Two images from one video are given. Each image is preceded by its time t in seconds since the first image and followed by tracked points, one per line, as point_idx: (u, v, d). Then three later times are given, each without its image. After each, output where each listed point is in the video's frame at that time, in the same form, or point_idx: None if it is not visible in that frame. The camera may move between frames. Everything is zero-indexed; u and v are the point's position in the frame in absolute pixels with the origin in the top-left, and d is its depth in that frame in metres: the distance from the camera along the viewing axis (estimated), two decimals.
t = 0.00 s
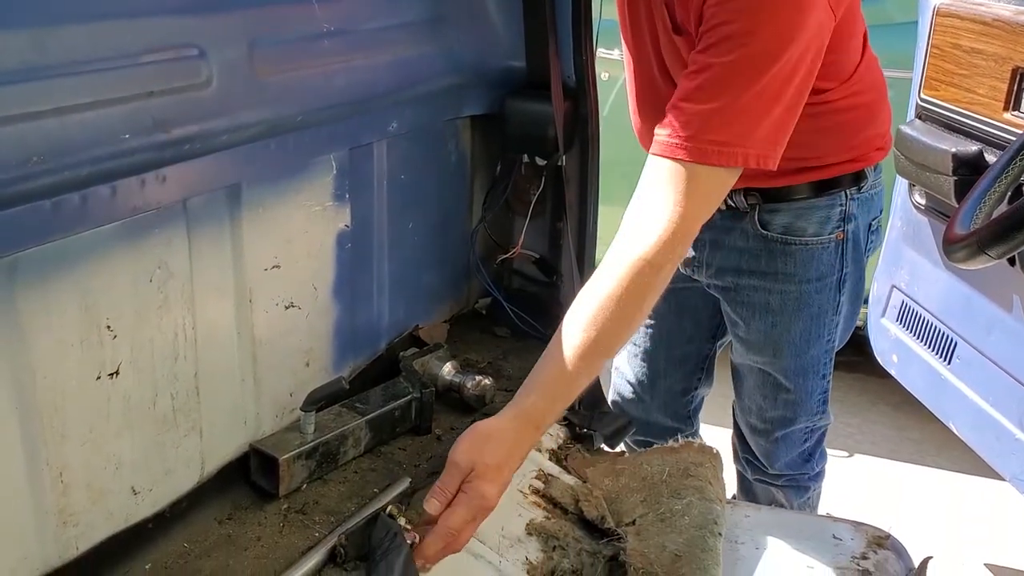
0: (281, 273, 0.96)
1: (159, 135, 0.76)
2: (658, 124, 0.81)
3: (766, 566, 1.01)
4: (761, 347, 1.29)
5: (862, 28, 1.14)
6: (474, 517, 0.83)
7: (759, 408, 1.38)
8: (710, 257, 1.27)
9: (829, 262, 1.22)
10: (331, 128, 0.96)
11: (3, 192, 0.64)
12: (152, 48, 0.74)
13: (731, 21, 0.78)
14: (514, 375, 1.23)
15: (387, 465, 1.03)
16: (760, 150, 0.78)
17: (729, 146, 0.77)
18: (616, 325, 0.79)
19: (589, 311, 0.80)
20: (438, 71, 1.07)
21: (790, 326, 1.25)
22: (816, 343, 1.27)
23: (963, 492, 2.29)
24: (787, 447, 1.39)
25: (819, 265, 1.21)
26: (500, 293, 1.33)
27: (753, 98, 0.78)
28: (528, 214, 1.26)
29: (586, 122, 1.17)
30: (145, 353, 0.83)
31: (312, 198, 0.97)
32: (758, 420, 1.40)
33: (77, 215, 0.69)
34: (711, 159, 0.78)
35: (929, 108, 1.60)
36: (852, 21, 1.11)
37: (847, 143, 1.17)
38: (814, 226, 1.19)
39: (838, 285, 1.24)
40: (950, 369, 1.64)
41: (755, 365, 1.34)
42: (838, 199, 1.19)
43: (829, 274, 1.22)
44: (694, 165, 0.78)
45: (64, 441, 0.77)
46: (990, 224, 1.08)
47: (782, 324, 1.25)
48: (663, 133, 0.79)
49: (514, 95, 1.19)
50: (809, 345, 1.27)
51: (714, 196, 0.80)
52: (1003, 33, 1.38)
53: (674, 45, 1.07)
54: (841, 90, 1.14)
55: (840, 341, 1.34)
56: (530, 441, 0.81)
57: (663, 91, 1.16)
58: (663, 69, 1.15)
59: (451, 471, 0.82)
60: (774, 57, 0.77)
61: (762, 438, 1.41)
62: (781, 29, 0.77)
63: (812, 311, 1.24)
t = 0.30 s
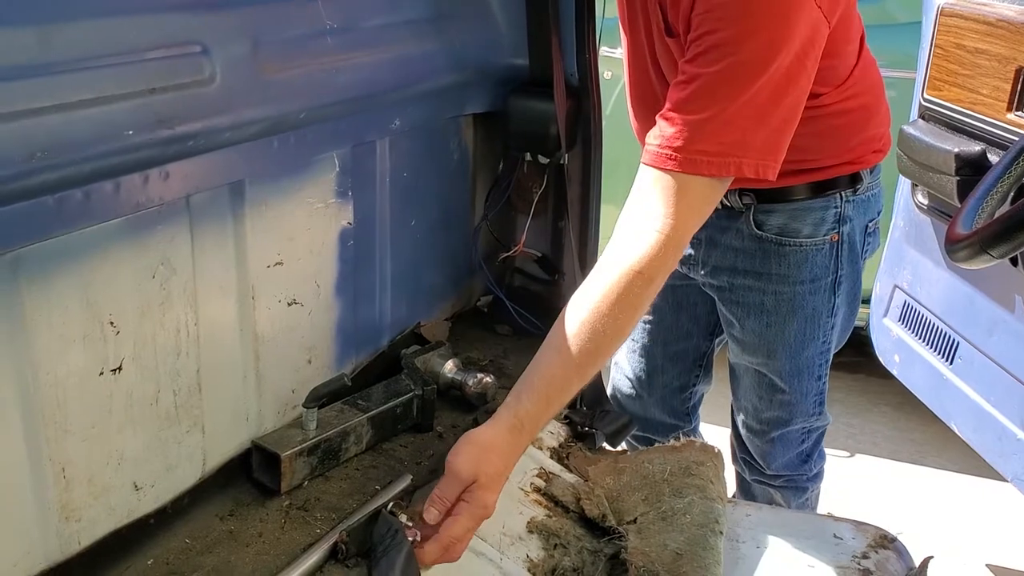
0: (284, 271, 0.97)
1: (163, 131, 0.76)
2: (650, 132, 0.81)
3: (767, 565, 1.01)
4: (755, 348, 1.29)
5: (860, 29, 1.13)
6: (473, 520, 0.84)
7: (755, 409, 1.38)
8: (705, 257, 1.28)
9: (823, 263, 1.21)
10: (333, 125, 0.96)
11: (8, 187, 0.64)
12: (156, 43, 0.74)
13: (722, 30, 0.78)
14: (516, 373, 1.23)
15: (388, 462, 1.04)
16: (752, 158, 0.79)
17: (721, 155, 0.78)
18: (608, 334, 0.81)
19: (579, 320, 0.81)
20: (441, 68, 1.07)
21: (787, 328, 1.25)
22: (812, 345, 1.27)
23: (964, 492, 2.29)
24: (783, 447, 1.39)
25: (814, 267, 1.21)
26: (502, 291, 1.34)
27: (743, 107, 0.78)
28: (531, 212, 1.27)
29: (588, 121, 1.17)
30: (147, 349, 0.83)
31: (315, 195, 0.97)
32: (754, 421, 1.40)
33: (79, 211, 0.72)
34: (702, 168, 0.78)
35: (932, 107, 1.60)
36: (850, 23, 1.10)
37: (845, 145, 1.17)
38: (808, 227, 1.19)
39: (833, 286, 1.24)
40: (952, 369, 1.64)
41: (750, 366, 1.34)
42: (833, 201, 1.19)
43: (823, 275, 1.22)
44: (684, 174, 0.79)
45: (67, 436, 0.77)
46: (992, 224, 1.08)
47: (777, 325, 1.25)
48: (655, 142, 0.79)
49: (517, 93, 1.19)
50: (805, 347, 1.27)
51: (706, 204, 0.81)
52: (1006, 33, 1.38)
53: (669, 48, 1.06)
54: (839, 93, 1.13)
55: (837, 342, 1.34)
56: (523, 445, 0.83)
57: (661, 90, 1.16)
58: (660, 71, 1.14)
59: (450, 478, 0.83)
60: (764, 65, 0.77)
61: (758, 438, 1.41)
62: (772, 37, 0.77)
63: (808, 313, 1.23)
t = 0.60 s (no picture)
0: (289, 264, 0.97)
1: (171, 124, 0.76)
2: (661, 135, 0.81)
3: (769, 563, 1.02)
4: (760, 347, 1.29)
5: (870, 28, 1.13)
6: (495, 517, 0.84)
7: (757, 409, 1.38)
8: (712, 255, 1.28)
9: (830, 263, 1.21)
10: (340, 120, 0.96)
11: (15, 177, 0.65)
12: (163, 36, 0.74)
13: (730, 32, 0.78)
14: (519, 369, 1.24)
15: (391, 455, 1.04)
16: (764, 159, 0.79)
17: (731, 157, 0.78)
18: (624, 339, 0.81)
19: (595, 326, 0.81)
20: (447, 64, 1.08)
21: (792, 328, 1.25)
22: (816, 346, 1.27)
23: (966, 494, 2.28)
24: (784, 450, 1.39)
25: (820, 266, 1.21)
26: (505, 287, 1.34)
27: (754, 109, 0.78)
28: (536, 209, 1.27)
29: (594, 119, 1.18)
30: (153, 340, 0.83)
31: (321, 189, 0.98)
32: (757, 421, 1.40)
33: (87, 202, 0.72)
34: (714, 170, 0.78)
35: (938, 108, 1.60)
36: (860, 23, 1.10)
37: (852, 145, 1.17)
38: (815, 226, 1.19)
39: (840, 286, 1.24)
40: (955, 371, 1.64)
41: (754, 366, 1.34)
42: (841, 201, 1.19)
43: (830, 275, 1.22)
44: (695, 176, 0.79)
45: (72, 426, 0.77)
46: (999, 222, 1.08)
47: (782, 324, 1.25)
48: (666, 145, 0.80)
49: (523, 89, 1.18)
50: (809, 348, 1.27)
51: (718, 206, 0.81)
52: (1013, 34, 1.37)
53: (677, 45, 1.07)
54: (846, 93, 1.13)
55: (842, 344, 1.34)
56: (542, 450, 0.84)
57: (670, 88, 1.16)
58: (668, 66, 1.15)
59: (476, 473, 0.82)
60: (774, 66, 0.77)
61: (760, 440, 1.41)
62: (781, 38, 0.77)
63: (813, 313, 1.24)
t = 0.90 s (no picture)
0: (298, 258, 0.97)
1: (181, 115, 0.76)
2: (682, 140, 0.81)
3: (771, 563, 1.02)
4: (763, 346, 1.29)
5: (878, 30, 1.13)
6: (507, 507, 0.83)
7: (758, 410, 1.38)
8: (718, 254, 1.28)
9: (834, 262, 1.21)
10: (350, 114, 0.96)
11: (25, 164, 0.65)
12: (175, 27, 0.75)
13: (751, 32, 0.78)
14: (524, 366, 1.24)
15: (395, 449, 1.04)
16: (790, 158, 0.78)
17: (756, 156, 0.77)
18: (642, 333, 0.79)
19: (615, 315, 0.79)
20: (457, 59, 1.08)
21: (795, 329, 1.25)
22: (820, 347, 1.27)
23: (970, 499, 2.28)
24: (785, 455, 1.39)
25: (826, 267, 1.21)
26: (511, 284, 1.34)
27: (777, 107, 0.77)
28: (543, 207, 1.28)
29: (603, 117, 1.18)
30: (161, 330, 0.84)
31: (329, 183, 0.98)
32: (758, 424, 1.39)
33: (96, 191, 0.71)
34: (738, 169, 0.77)
35: (948, 111, 1.59)
36: (872, 25, 1.10)
37: (857, 147, 1.17)
38: (821, 225, 1.19)
39: (844, 287, 1.23)
40: (961, 375, 1.64)
41: (756, 367, 1.33)
42: (846, 201, 1.19)
43: (835, 275, 1.22)
44: (720, 176, 0.78)
45: (78, 414, 0.78)
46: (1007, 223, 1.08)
47: (785, 323, 1.25)
48: (688, 146, 0.79)
49: (532, 87, 1.18)
50: (812, 349, 1.27)
51: (740, 208, 0.80)
52: None
53: (687, 40, 1.06)
54: (852, 94, 1.13)
55: (845, 347, 1.34)
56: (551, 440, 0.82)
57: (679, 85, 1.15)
58: (676, 63, 1.15)
59: (484, 463, 0.81)
60: (796, 65, 0.77)
61: (760, 442, 1.40)
62: (803, 36, 0.77)
63: (817, 313, 1.23)
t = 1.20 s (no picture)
0: (309, 251, 0.98)
1: (197, 107, 0.77)
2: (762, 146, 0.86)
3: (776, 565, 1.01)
4: (773, 346, 1.29)
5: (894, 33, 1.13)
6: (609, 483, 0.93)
7: (766, 410, 1.37)
8: (728, 255, 1.29)
9: (846, 262, 1.21)
10: (363, 109, 0.97)
11: (43, 153, 0.66)
12: (193, 19, 0.75)
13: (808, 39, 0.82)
14: (532, 364, 1.24)
15: (402, 443, 1.04)
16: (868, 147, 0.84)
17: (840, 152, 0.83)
18: (749, 317, 0.87)
19: (724, 301, 0.87)
20: (471, 57, 1.08)
21: (807, 328, 1.25)
22: (830, 346, 1.27)
23: (978, 506, 2.26)
24: (793, 453, 1.39)
25: (839, 267, 1.21)
26: (521, 282, 1.34)
27: (852, 104, 0.82)
28: (555, 205, 1.29)
29: (616, 117, 1.17)
30: (173, 320, 0.84)
31: (342, 177, 0.98)
32: (766, 423, 1.38)
33: (112, 179, 0.73)
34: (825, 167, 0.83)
35: (963, 116, 1.59)
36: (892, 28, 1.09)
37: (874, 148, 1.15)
38: (833, 224, 1.18)
39: (855, 287, 1.24)
40: (971, 381, 1.63)
41: (766, 365, 1.33)
42: (857, 200, 1.18)
43: (847, 275, 1.22)
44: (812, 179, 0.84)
45: (89, 402, 0.78)
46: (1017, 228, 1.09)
47: (796, 323, 1.25)
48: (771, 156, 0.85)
49: (546, 85, 1.20)
50: (823, 347, 1.27)
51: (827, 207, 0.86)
52: None
53: (710, 37, 1.06)
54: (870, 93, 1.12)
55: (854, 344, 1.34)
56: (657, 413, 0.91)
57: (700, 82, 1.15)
58: (697, 62, 1.15)
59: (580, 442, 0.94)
60: (862, 64, 0.81)
61: (767, 441, 1.40)
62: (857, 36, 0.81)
63: (829, 311, 1.23)
